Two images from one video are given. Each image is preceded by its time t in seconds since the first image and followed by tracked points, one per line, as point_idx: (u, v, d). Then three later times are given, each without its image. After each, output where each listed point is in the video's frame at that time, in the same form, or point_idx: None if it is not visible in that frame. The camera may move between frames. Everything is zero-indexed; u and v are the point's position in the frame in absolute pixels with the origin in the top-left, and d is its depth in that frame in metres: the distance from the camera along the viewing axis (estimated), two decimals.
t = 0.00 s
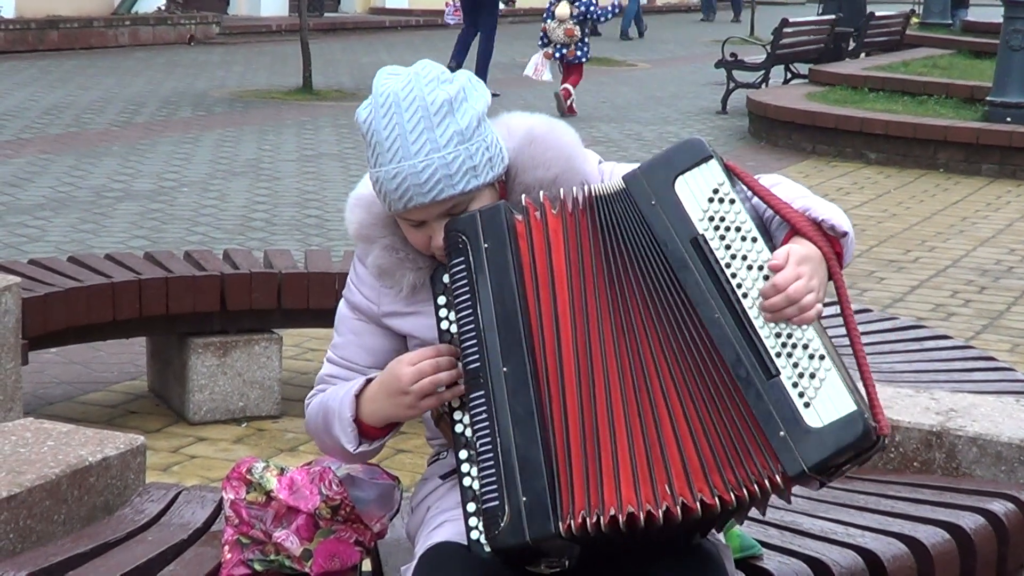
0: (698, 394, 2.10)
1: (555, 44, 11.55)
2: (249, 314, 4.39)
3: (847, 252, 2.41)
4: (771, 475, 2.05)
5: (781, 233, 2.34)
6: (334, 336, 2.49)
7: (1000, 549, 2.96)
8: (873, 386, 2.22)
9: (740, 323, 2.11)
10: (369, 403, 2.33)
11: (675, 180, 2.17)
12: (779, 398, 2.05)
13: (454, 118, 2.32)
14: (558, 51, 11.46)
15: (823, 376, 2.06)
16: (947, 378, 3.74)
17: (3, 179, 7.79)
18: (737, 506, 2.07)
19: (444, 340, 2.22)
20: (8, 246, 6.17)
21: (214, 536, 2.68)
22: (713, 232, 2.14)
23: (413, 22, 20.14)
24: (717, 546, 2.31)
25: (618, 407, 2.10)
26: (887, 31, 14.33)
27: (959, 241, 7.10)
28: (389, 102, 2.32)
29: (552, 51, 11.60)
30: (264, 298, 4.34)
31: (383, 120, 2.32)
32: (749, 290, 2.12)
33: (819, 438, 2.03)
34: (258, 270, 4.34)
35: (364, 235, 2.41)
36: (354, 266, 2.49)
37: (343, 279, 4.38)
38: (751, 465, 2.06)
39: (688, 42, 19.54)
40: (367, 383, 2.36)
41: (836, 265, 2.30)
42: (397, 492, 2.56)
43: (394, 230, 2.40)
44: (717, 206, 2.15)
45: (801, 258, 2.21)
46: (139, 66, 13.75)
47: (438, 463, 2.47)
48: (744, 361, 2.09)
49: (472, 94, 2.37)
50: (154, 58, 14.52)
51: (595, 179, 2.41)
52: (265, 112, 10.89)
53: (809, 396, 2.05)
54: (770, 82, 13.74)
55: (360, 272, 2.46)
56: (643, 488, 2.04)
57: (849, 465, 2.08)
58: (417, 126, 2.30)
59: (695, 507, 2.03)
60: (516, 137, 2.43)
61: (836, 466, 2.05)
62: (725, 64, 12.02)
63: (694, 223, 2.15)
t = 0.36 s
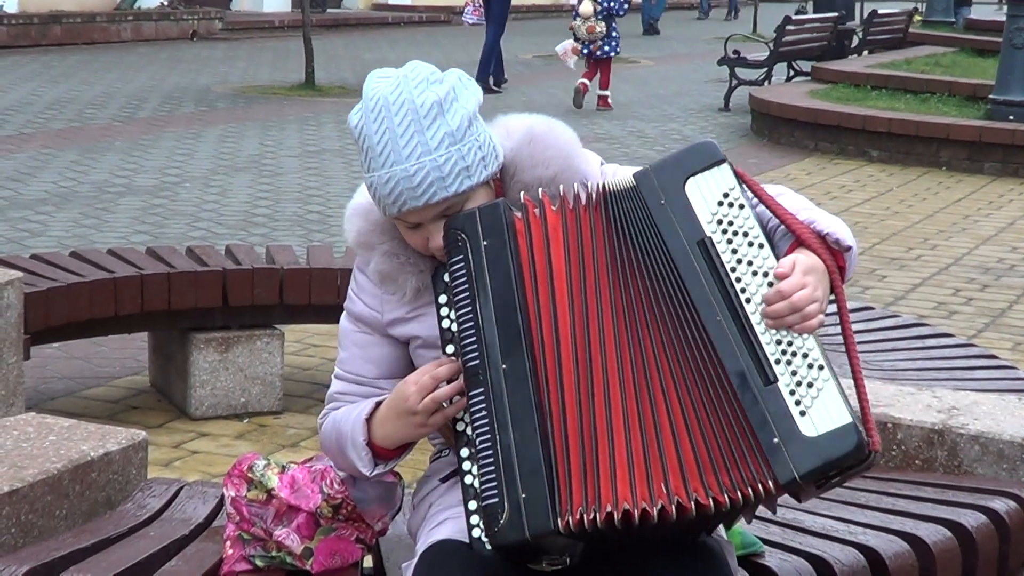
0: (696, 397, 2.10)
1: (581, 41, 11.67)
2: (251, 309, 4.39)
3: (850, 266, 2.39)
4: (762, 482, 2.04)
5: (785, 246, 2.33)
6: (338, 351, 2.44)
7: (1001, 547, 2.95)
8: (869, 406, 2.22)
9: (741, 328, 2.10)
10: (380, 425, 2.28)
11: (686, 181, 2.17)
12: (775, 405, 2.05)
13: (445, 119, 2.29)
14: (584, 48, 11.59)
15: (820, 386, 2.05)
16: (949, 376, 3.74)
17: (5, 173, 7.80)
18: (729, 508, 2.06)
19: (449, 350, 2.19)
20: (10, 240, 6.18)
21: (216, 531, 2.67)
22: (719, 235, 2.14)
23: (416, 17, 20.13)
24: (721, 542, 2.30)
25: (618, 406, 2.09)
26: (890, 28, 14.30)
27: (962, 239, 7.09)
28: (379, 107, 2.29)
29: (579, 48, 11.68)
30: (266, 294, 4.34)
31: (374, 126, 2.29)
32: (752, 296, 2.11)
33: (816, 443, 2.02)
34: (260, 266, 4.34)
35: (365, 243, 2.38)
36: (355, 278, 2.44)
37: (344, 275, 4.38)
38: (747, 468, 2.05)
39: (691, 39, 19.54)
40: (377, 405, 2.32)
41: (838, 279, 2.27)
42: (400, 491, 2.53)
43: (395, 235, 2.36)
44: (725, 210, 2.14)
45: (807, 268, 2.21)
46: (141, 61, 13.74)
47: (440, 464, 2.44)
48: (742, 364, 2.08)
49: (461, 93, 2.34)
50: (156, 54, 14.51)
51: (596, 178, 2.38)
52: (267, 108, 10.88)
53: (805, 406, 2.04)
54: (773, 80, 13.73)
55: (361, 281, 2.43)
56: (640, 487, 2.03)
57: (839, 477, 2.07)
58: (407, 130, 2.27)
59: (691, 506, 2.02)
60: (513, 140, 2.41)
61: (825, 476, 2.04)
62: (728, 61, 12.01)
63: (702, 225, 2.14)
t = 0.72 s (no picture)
0: (691, 396, 2.08)
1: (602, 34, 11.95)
2: (255, 304, 4.39)
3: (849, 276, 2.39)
4: (739, 487, 2.01)
5: (789, 252, 2.33)
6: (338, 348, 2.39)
7: (1006, 543, 2.95)
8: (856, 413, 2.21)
9: (740, 329, 2.10)
10: (387, 421, 2.25)
11: (693, 180, 2.17)
12: (767, 409, 2.03)
13: (443, 112, 2.25)
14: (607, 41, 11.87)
15: (814, 394, 2.04)
16: (953, 371, 3.74)
17: (9, 168, 7.80)
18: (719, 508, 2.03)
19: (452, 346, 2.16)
20: (14, 235, 6.18)
21: (219, 527, 2.67)
22: (723, 235, 2.14)
23: (420, 13, 20.12)
24: (724, 535, 2.31)
25: (618, 403, 2.08)
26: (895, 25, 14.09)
27: (965, 236, 7.09)
28: (376, 102, 2.25)
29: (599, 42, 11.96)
30: (270, 289, 4.34)
31: (372, 121, 2.26)
32: (753, 298, 2.11)
33: (810, 447, 2.01)
34: (264, 261, 4.35)
35: (368, 242, 2.34)
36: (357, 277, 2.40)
37: (349, 270, 4.39)
38: (735, 469, 2.02)
39: (695, 35, 19.52)
40: (381, 402, 2.28)
41: (837, 291, 2.28)
42: (397, 488, 2.44)
43: (399, 233, 2.33)
44: (729, 211, 2.15)
45: (811, 275, 2.22)
46: (144, 56, 13.74)
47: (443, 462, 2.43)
48: (737, 365, 2.07)
49: (459, 86, 2.30)
50: (160, 49, 14.52)
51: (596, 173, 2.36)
52: (271, 103, 10.88)
53: (797, 409, 2.03)
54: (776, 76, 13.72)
55: (364, 280, 2.38)
56: (632, 484, 2.01)
57: (823, 487, 2.05)
58: (406, 123, 2.23)
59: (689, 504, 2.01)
60: (515, 134, 2.38)
61: (810, 485, 2.02)
62: (731, 57, 12.00)
63: (707, 225, 2.15)
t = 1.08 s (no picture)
0: (687, 395, 2.06)
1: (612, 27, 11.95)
2: (259, 300, 4.39)
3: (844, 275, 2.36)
4: (729, 487, 1.99)
5: (784, 251, 2.29)
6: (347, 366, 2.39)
7: (1010, 540, 2.95)
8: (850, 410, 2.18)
9: (733, 329, 2.07)
10: (390, 438, 2.24)
11: (689, 179, 2.15)
12: (759, 409, 2.01)
13: (449, 110, 2.25)
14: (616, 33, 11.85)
15: (806, 394, 2.01)
16: (957, 368, 3.74)
17: (13, 165, 7.81)
18: (715, 507, 2.02)
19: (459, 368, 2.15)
20: (18, 232, 6.18)
21: (223, 523, 2.67)
22: (717, 234, 2.11)
23: (423, 10, 20.12)
24: (731, 533, 2.31)
25: (618, 403, 2.06)
26: (898, 20, 14.15)
27: (969, 232, 7.08)
28: (382, 99, 2.25)
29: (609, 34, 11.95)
30: (274, 286, 4.34)
31: (378, 120, 2.25)
32: (747, 298, 2.08)
33: (800, 449, 1.98)
34: (267, 258, 4.35)
35: (371, 250, 2.34)
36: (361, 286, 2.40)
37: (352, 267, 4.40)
38: (728, 468, 2.00)
39: (699, 32, 19.50)
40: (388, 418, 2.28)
41: (831, 289, 2.25)
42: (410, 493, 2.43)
43: (402, 238, 2.33)
44: (725, 209, 2.12)
45: (804, 275, 2.17)
46: (148, 53, 13.76)
47: (449, 465, 2.43)
48: (731, 365, 2.05)
49: (464, 85, 2.31)
50: (164, 46, 14.53)
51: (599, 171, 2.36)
52: (274, 100, 10.89)
53: (788, 410, 2.00)
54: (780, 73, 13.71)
55: (368, 290, 2.38)
56: (630, 484, 2.00)
57: (817, 487, 2.02)
58: (412, 120, 2.23)
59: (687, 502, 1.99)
60: (516, 132, 2.38)
61: (803, 485, 1.99)
62: (735, 54, 11.99)
63: (702, 223, 2.12)
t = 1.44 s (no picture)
0: (676, 392, 2.04)
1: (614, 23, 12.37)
2: (258, 301, 4.39)
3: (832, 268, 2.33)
4: (717, 484, 1.98)
5: (770, 245, 2.26)
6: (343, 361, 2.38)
7: (1009, 539, 2.95)
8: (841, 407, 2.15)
9: (718, 325, 2.05)
10: (384, 436, 2.24)
11: (673, 176, 2.13)
12: (745, 405, 1.98)
13: (443, 113, 2.24)
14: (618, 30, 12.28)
15: (792, 388, 1.98)
16: (955, 367, 3.74)
17: (12, 166, 7.81)
18: (707, 503, 2.00)
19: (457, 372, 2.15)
20: (17, 233, 6.18)
21: (224, 523, 2.67)
22: (701, 231, 2.09)
23: (422, 10, 20.12)
24: (729, 530, 2.31)
25: (609, 402, 2.06)
26: (897, 20, 14.15)
27: (969, 231, 7.08)
28: (376, 102, 2.24)
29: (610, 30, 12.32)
30: (274, 287, 4.34)
31: (372, 122, 2.25)
32: (731, 294, 2.06)
33: (784, 445, 1.95)
34: (267, 259, 4.35)
35: (367, 250, 2.34)
36: (357, 285, 2.39)
37: (351, 267, 4.40)
38: (716, 464, 1.98)
39: (698, 32, 19.49)
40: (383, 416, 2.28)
41: (820, 285, 2.22)
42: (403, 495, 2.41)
43: (398, 239, 2.32)
44: (708, 206, 2.10)
45: (788, 269, 2.15)
46: (146, 54, 13.76)
47: (449, 464, 2.44)
48: (716, 360, 2.03)
49: (459, 87, 2.30)
50: (163, 47, 14.52)
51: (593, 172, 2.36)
52: (273, 100, 10.89)
53: (774, 406, 1.97)
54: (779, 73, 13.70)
55: (364, 290, 2.37)
56: (622, 482, 2.00)
57: (809, 481, 1.99)
58: (406, 123, 2.22)
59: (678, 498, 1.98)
60: (509, 131, 2.37)
61: (794, 480, 1.96)
62: (735, 54, 12.00)
63: (686, 220, 2.10)
